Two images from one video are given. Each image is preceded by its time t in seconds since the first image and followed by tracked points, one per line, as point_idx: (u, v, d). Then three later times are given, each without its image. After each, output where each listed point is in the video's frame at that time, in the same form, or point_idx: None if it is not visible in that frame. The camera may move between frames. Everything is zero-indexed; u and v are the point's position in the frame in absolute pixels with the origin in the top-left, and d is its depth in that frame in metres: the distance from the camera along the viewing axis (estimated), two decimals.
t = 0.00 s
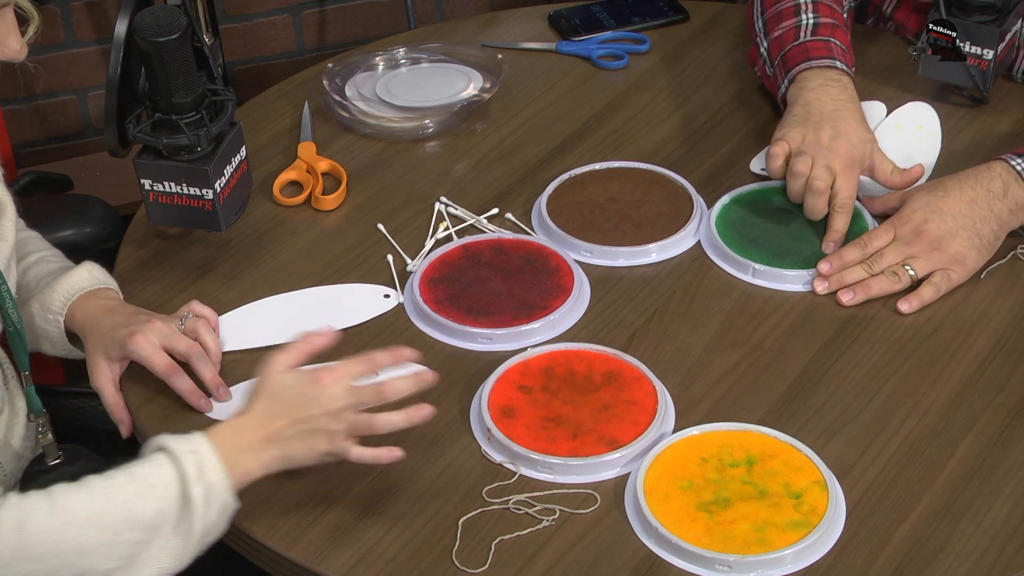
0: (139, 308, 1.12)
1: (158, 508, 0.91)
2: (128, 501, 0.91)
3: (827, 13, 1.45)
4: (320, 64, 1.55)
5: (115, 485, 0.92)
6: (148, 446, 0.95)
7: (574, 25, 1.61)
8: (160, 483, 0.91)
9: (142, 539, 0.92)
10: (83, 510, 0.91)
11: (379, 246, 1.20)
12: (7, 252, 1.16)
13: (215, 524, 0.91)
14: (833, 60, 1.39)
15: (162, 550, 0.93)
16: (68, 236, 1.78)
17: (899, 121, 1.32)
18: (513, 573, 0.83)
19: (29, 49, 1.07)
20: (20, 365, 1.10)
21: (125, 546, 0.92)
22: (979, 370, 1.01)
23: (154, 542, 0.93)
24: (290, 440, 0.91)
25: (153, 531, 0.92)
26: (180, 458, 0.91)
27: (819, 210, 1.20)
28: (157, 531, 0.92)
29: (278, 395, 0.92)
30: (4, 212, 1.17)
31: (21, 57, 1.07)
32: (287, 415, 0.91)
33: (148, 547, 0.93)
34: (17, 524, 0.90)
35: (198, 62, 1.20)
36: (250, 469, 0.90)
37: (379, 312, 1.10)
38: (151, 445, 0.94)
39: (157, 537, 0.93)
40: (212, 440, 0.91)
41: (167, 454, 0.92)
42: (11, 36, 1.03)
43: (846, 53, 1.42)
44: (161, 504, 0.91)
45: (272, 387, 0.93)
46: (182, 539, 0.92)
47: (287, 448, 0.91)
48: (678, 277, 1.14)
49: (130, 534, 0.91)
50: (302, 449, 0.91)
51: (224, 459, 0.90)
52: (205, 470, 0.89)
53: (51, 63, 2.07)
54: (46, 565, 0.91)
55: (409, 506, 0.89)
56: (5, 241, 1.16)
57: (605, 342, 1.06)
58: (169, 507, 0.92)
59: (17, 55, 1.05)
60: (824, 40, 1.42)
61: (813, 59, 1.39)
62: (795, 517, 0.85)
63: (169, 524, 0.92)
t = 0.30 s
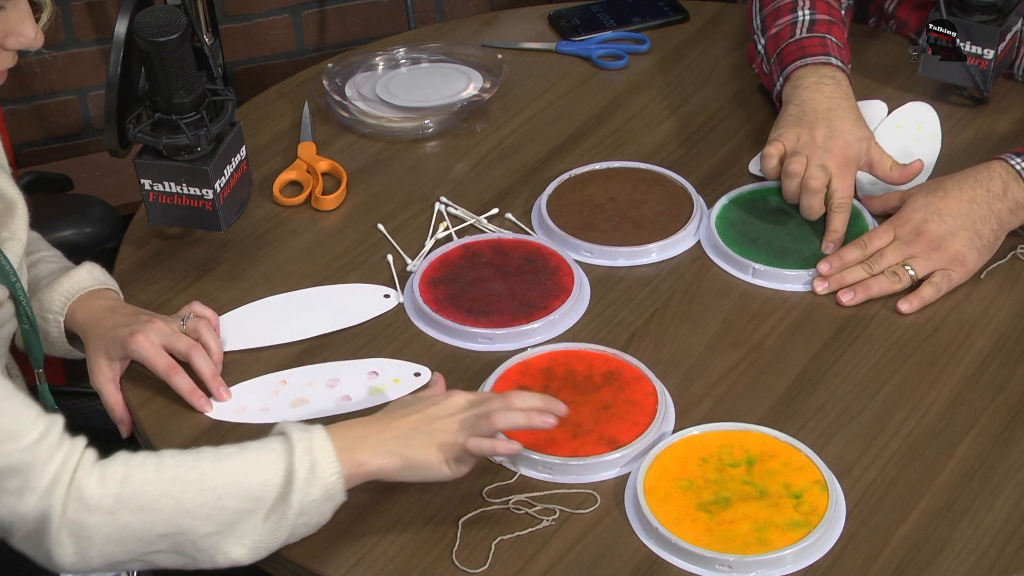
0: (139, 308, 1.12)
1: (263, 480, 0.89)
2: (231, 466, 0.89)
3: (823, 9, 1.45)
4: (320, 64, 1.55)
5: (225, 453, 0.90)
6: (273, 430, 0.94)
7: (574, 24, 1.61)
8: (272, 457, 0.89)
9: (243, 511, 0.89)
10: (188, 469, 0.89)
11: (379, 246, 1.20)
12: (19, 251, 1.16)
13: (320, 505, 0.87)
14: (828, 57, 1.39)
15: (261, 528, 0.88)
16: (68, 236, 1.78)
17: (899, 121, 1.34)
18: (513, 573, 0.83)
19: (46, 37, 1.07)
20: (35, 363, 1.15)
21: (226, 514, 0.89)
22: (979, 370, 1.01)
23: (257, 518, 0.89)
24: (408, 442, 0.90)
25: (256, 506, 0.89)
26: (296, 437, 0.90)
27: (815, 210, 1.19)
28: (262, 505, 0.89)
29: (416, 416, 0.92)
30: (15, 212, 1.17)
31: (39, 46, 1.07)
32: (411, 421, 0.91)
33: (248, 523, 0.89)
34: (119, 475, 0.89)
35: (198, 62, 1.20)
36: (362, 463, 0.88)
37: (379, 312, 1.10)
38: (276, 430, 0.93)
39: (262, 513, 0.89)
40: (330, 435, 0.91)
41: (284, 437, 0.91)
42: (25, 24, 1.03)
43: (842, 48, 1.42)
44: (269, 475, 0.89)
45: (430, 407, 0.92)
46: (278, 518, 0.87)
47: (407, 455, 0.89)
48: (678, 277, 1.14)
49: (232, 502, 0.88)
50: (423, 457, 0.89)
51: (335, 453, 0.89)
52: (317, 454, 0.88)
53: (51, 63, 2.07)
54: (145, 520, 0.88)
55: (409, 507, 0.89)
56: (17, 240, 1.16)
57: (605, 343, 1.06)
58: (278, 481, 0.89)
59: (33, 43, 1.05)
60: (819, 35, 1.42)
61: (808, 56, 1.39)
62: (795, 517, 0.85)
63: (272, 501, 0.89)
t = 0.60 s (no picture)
0: (139, 308, 1.12)
1: (301, 462, 0.89)
2: (271, 446, 0.90)
3: None
4: (320, 64, 1.55)
5: (265, 435, 0.91)
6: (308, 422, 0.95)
7: (574, 24, 1.61)
8: (310, 439, 0.91)
9: (281, 492, 0.89)
10: (228, 449, 0.90)
11: (379, 246, 1.20)
12: (32, 252, 1.16)
13: (355, 488, 0.88)
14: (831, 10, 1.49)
15: (297, 508, 0.88)
16: (68, 236, 1.79)
17: (899, 122, 1.36)
18: (513, 573, 0.83)
19: (67, 39, 1.07)
20: (48, 361, 1.16)
21: (264, 494, 0.89)
22: (979, 370, 1.01)
23: (294, 499, 0.89)
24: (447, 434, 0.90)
25: (293, 486, 0.89)
26: (334, 421, 0.91)
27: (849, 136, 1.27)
28: (299, 486, 0.89)
29: (454, 412, 0.92)
30: (30, 213, 1.18)
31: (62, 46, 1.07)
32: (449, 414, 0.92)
33: (284, 504, 0.89)
34: (158, 452, 0.90)
35: (199, 63, 1.20)
36: (399, 450, 0.90)
37: (379, 312, 1.10)
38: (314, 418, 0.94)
39: (299, 494, 0.89)
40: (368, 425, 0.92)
41: (323, 423, 0.92)
42: (48, 26, 1.03)
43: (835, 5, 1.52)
44: (307, 457, 0.90)
45: (467, 404, 0.93)
46: (314, 498, 0.87)
47: (446, 447, 0.89)
48: (678, 277, 1.14)
49: (271, 481, 0.89)
50: (461, 449, 0.89)
51: (372, 439, 0.90)
52: (355, 439, 0.90)
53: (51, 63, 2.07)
54: (183, 496, 0.89)
55: (409, 508, 0.89)
56: (30, 240, 1.17)
57: (605, 343, 1.06)
58: (315, 463, 0.90)
59: (56, 44, 1.05)
60: None
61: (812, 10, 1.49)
62: (795, 518, 0.85)
63: (310, 483, 0.89)
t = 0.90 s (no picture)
0: (139, 308, 1.12)
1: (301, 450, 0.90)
2: (273, 431, 0.90)
3: None
4: (320, 64, 1.55)
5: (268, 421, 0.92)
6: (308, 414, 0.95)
7: (574, 24, 1.61)
8: (312, 427, 0.91)
9: (280, 475, 0.89)
10: (230, 431, 0.90)
11: (379, 246, 1.20)
12: (20, 243, 1.16)
13: (354, 477, 0.88)
14: (857, 11, 1.49)
15: (296, 491, 0.88)
16: (68, 236, 1.79)
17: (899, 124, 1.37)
18: (513, 573, 0.83)
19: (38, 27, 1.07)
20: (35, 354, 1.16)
21: (263, 476, 0.89)
22: (979, 370, 1.01)
23: (292, 483, 0.89)
24: (446, 427, 0.91)
25: (293, 471, 0.89)
26: (336, 410, 0.92)
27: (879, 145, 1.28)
28: (298, 471, 0.89)
29: (454, 403, 0.93)
30: (17, 205, 1.18)
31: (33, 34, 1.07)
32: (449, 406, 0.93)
33: (282, 487, 0.89)
34: (159, 429, 0.90)
35: (198, 63, 1.20)
36: (399, 445, 0.90)
37: (379, 312, 1.10)
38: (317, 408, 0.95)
39: (298, 479, 0.89)
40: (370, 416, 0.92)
41: (325, 414, 0.92)
42: (19, 16, 1.03)
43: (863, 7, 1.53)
44: (309, 443, 0.90)
45: (466, 394, 0.94)
46: (314, 482, 0.88)
47: (445, 441, 0.90)
48: (678, 277, 1.14)
49: (271, 463, 0.89)
50: (460, 441, 0.90)
51: (373, 432, 0.90)
52: (356, 428, 0.90)
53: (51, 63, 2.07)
54: (182, 473, 0.88)
55: (408, 508, 0.89)
56: (18, 232, 1.16)
57: (605, 343, 1.06)
58: (316, 449, 0.90)
59: (27, 33, 1.05)
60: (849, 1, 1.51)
61: (839, 12, 1.49)
62: (807, 524, 0.85)
63: (310, 469, 0.89)
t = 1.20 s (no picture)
0: (139, 308, 1.12)
1: (201, 474, 0.89)
2: (171, 463, 0.89)
3: None
4: (320, 64, 1.55)
5: (158, 454, 0.91)
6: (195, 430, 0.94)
7: (574, 25, 1.61)
8: (204, 452, 0.90)
9: (184, 507, 0.90)
10: (126, 474, 0.90)
11: (379, 246, 1.20)
12: (9, 238, 1.17)
13: (254, 493, 0.88)
14: (860, 10, 1.48)
15: (203, 520, 0.90)
16: (68, 236, 1.79)
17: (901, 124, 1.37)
18: (513, 573, 0.83)
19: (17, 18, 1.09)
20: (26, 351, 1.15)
21: (167, 511, 0.89)
22: (979, 370, 1.01)
23: (198, 512, 0.90)
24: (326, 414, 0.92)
25: (196, 498, 0.89)
26: (224, 431, 0.91)
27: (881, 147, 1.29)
28: (202, 499, 0.89)
29: (321, 385, 0.94)
30: (5, 199, 1.17)
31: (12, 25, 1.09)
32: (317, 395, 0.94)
33: (191, 517, 0.90)
34: (62, 484, 0.90)
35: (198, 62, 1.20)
36: (292, 449, 0.90)
37: (379, 312, 1.10)
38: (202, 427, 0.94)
39: (202, 505, 0.90)
40: (256, 425, 0.92)
41: (212, 433, 0.91)
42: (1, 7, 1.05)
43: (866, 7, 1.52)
44: (206, 469, 0.89)
45: (326, 377, 0.95)
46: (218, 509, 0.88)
47: (333, 426, 0.91)
48: (678, 277, 1.14)
49: (173, 499, 0.89)
50: (346, 424, 0.91)
51: (264, 440, 0.90)
52: (248, 445, 0.89)
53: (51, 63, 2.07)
54: (89, 527, 0.89)
55: (408, 507, 0.89)
56: (6, 227, 1.17)
57: (606, 343, 1.06)
58: (214, 473, 0.89)
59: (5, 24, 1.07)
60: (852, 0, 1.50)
61: (841, 11, 1.48)
62: (808, 524, 0.85)
63: (210, 494, 0.89)
